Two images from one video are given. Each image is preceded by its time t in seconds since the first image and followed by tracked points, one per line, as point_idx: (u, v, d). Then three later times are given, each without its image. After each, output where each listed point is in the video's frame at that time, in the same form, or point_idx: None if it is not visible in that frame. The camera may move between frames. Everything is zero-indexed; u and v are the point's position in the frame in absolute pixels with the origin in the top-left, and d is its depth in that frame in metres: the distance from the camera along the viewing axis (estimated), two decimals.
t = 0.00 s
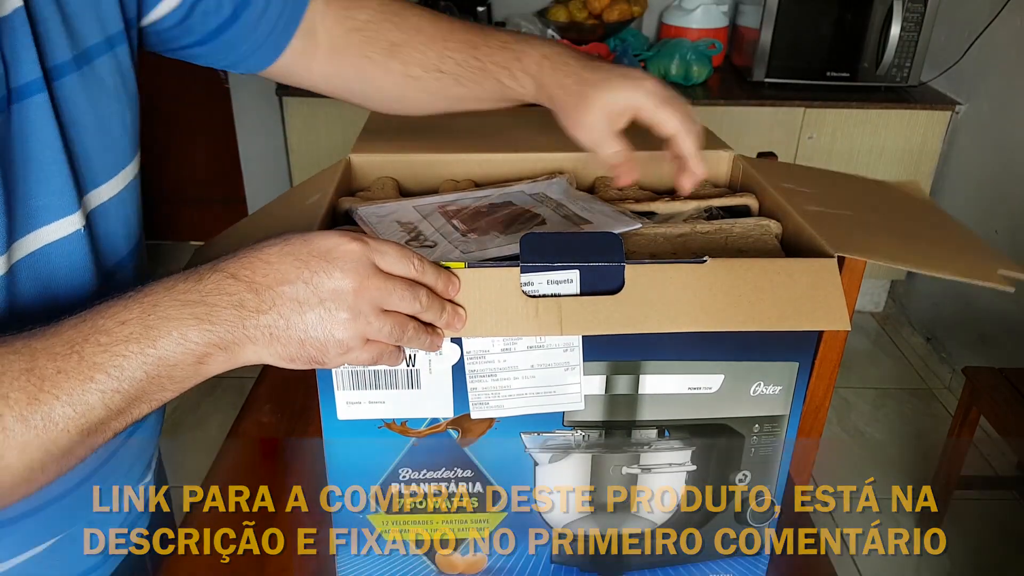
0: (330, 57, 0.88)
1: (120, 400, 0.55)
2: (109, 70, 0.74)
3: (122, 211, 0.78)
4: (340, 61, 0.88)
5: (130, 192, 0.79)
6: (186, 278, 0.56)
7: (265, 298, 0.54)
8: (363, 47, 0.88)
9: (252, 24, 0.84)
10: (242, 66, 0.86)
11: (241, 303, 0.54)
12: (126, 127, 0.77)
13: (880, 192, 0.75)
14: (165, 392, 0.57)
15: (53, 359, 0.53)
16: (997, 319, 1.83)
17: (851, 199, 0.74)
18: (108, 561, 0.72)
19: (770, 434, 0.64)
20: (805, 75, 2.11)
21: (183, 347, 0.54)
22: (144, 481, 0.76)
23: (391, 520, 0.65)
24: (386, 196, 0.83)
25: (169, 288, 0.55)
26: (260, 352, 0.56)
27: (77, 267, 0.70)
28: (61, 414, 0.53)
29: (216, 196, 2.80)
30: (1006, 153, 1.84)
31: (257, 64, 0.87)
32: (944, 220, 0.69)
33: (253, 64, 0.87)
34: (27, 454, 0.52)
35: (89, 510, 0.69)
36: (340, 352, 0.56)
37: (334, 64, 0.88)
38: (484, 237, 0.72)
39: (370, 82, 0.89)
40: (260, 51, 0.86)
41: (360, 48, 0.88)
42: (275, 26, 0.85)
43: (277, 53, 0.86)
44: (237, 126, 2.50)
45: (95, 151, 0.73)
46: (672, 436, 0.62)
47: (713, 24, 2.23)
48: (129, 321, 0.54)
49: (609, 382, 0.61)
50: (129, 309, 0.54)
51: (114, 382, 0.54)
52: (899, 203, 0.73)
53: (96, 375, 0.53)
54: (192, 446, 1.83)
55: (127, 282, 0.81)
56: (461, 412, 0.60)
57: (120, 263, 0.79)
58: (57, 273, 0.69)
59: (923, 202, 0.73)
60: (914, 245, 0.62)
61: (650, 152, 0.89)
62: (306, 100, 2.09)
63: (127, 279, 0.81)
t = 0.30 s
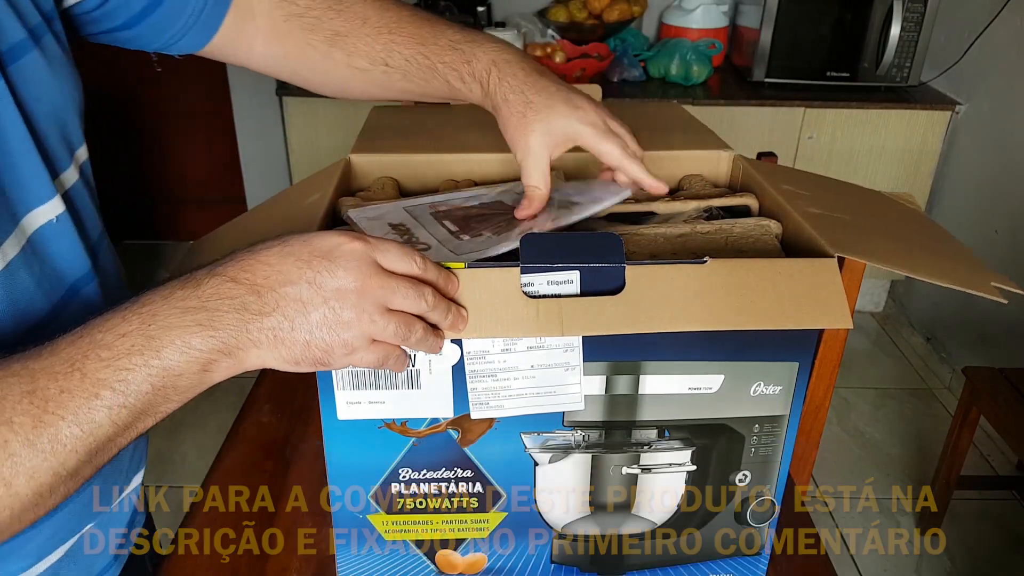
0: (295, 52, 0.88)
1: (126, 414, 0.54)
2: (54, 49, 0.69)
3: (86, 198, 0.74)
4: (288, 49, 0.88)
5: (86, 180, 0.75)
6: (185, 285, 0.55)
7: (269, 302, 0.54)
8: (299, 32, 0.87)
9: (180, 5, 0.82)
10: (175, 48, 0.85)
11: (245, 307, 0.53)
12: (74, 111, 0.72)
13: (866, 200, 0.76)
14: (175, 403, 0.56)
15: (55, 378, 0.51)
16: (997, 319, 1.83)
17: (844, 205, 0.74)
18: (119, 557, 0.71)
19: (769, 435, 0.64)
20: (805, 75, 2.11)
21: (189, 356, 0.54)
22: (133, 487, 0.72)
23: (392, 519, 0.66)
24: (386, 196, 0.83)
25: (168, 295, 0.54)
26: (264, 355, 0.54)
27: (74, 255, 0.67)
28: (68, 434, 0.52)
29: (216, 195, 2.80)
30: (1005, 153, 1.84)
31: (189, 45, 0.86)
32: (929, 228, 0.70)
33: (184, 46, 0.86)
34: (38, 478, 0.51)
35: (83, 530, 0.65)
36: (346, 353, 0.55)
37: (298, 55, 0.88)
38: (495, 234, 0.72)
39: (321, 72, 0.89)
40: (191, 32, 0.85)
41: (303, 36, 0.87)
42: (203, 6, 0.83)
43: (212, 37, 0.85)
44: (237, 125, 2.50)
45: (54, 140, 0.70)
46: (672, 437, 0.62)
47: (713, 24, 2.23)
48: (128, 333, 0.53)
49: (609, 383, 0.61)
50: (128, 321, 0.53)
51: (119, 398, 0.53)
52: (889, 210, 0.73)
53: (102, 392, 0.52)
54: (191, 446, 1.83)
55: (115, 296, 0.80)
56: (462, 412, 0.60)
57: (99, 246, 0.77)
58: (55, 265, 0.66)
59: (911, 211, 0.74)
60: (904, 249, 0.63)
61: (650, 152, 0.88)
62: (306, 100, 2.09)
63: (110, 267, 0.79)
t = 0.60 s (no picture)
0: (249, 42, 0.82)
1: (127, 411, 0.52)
2: (6, 34, 0.61)
3: (56, 189, 0.68)
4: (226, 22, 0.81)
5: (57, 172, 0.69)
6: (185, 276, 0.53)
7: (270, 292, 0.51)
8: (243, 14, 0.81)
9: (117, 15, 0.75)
10: (114, 54, 0.77)
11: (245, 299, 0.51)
12: (35, 95, 0.65)
13: (867, 201, 0.76)
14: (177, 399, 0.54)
15: (57, 379, 0.49)
16: (997, 319, 1.83)
17: (846, 206, 0.74)
18: (118, 563, 0.71)
19: (769, 435, 0.64)
20: (805, 75, 2.11)
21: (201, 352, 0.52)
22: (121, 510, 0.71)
23: (392, 519, 0.66)
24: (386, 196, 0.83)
25: (166, 289, 0.52)
26: (266, 347, 0.52)
27: (49, 255, 0.62)
28: (72, 435, 0.50)
29: (215, 196, 2.79)
30: (1006, 153, 1.84)
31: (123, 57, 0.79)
32: (931, 229, 0.70)
33: (118, 56, 0.78)
34: (41, 482, 0.50)
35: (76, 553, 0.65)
36: (348, 339, 0.53)
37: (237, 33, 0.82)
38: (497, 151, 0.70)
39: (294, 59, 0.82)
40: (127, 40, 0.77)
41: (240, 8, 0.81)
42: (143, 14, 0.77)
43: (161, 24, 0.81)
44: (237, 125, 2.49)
45: (17, 130, 0.63)
46: (672, 437, 0.62)
47: (713, 24, 2.23)
48: (129, 334, 0.51)
49: (609, 383, 0.61)
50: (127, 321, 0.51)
51: (121, 396, 0.51)
52: (888, 212, 0.73)
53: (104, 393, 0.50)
54: (191, 446, 1.83)
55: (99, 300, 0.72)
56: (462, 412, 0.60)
57: (72, 244, 0.70)
58: (29, 265, 0.61)
59: (909, 212, 0.74)
60: (905, 250, 0.62)
61: (651, 153, 0.88)
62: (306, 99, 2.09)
63: (87, 268, 0.72)
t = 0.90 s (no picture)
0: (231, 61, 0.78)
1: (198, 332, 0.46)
2: None
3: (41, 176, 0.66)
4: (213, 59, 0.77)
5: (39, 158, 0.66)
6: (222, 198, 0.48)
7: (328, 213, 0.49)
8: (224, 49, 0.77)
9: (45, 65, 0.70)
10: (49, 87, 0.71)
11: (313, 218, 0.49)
12: (16, 87, 0.63)
13: (868, 201, 0.75)
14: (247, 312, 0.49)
15: (116, 304, 0.44)
16: (997, 319, 1.83)
17: (847, 206, 0.74)
18: (119, 559, 0.71)
19: (769, 435, 0.64)
20: (806, 74, 2.11)
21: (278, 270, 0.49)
22: (116, 505, 0.70)
23: (392, 519, 0.66)
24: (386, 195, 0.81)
25: (214, 211, 0.47)
26: (321, 267, 0.51)
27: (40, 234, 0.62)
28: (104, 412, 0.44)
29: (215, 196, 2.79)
30: (1005, 153, 1.84)
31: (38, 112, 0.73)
32: (931, 229, 0.70)
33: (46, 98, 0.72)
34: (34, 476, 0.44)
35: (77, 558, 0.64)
36: (400, 249, 0.52)
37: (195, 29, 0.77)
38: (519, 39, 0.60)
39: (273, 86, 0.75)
40: (48, 92, 0.72)
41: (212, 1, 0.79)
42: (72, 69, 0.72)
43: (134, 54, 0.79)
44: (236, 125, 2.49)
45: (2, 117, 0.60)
46: (671, 437, 0.62)
47: (713, 24, 2.23)
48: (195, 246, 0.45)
49: (609, 383, 0.61)
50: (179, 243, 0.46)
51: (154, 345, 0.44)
52: (888, 212, 0.73)
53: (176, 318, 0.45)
54: (190, 447, 1.82)
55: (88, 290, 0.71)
56: (462, 412, 0.60)
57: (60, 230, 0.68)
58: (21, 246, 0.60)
59: (910, 212, 0.74)
60: (907, 251, 0.62)
61: (652, 154, 0.88)
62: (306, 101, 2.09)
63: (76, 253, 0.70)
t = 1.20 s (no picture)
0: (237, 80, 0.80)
1: (316, 337, 0.48)
2: None
3: (32, 175, 0.66)
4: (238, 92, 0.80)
5: (31, 160, 0.67)
6: (372, 211, 0.51)
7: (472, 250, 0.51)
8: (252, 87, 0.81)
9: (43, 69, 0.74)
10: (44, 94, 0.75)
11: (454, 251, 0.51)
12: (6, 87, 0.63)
13: (866, 200, 0.76)
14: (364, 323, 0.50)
15: (174, 324, 0.45)
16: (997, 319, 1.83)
17: (846, 206, 0.74)
18: (111, 562, 0.71)
19: (769, 435, 0.64)
20: (806, 74, 2.11)
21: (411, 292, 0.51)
22: (109, 505, 0.71)
23: (392, 519, 0.66)
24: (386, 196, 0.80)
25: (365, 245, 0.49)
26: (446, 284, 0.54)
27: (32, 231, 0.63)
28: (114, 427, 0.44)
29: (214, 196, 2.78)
30: (1005, 154, 1.84)
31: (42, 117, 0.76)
32: (931, 229, 0.70)
33: (40, 106, 0.75)
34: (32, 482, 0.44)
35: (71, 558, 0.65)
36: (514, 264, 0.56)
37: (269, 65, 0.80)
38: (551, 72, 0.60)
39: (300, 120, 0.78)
40: (49, 97, 0.75)
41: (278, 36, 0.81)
42: (73, 73, 0.76)
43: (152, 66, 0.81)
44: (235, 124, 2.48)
45: None
46: (671, 437, 0.62)
47: (713, 24, 2.22)
48: (350, 268, 0.48)
49: (610, 383, 0.60)
50: (318, 252, 0.49)
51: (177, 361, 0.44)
52: (887, 212, 0.73)
53: (308, 335, 0.48)
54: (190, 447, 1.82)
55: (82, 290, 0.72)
56: (461, 412, 0.60)
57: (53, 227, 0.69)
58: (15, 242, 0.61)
59: (909, 211, 0.74)
60: (908, 252, 0.62)
61: (652, 154, 0.88)
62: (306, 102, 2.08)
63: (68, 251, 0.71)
